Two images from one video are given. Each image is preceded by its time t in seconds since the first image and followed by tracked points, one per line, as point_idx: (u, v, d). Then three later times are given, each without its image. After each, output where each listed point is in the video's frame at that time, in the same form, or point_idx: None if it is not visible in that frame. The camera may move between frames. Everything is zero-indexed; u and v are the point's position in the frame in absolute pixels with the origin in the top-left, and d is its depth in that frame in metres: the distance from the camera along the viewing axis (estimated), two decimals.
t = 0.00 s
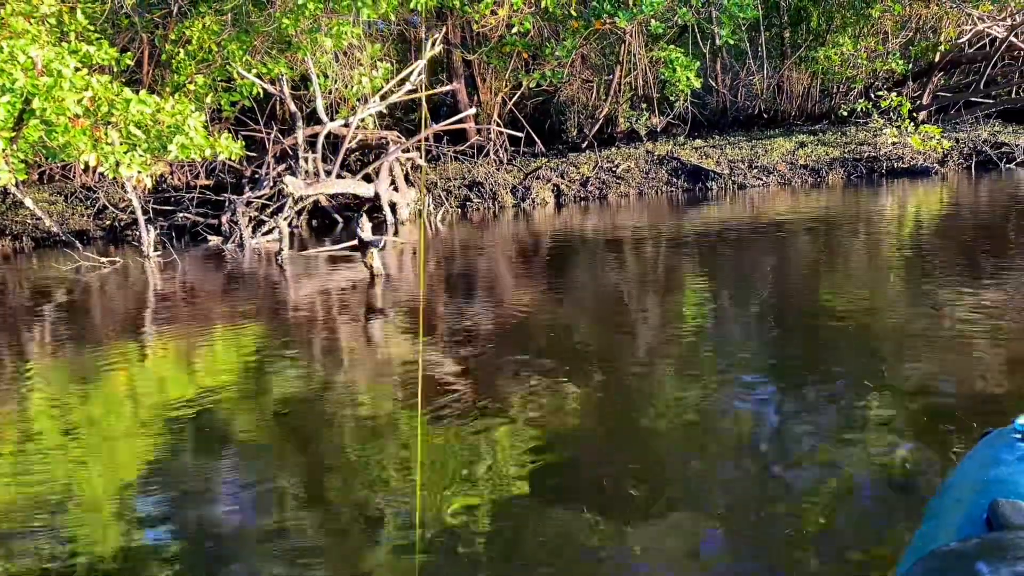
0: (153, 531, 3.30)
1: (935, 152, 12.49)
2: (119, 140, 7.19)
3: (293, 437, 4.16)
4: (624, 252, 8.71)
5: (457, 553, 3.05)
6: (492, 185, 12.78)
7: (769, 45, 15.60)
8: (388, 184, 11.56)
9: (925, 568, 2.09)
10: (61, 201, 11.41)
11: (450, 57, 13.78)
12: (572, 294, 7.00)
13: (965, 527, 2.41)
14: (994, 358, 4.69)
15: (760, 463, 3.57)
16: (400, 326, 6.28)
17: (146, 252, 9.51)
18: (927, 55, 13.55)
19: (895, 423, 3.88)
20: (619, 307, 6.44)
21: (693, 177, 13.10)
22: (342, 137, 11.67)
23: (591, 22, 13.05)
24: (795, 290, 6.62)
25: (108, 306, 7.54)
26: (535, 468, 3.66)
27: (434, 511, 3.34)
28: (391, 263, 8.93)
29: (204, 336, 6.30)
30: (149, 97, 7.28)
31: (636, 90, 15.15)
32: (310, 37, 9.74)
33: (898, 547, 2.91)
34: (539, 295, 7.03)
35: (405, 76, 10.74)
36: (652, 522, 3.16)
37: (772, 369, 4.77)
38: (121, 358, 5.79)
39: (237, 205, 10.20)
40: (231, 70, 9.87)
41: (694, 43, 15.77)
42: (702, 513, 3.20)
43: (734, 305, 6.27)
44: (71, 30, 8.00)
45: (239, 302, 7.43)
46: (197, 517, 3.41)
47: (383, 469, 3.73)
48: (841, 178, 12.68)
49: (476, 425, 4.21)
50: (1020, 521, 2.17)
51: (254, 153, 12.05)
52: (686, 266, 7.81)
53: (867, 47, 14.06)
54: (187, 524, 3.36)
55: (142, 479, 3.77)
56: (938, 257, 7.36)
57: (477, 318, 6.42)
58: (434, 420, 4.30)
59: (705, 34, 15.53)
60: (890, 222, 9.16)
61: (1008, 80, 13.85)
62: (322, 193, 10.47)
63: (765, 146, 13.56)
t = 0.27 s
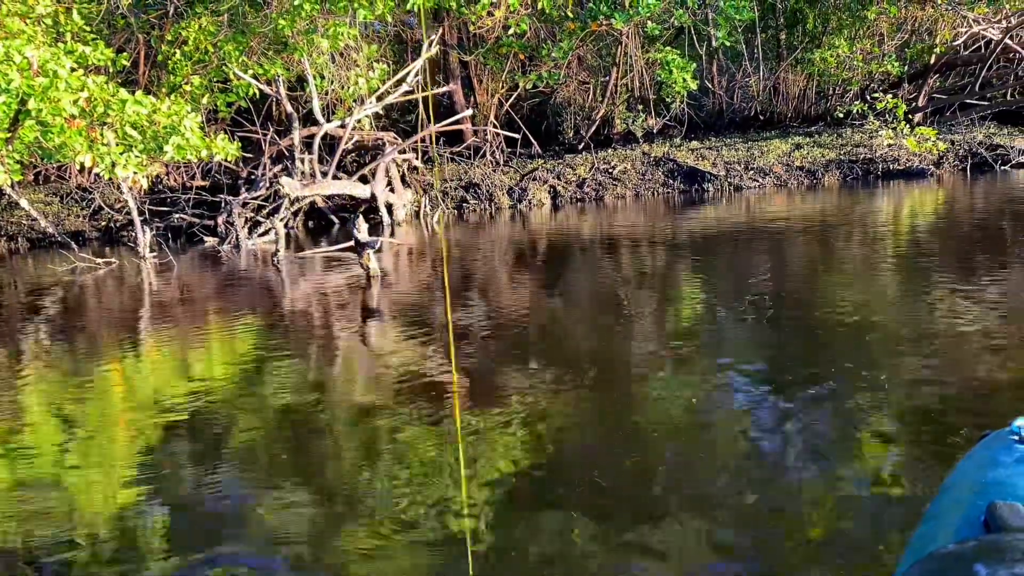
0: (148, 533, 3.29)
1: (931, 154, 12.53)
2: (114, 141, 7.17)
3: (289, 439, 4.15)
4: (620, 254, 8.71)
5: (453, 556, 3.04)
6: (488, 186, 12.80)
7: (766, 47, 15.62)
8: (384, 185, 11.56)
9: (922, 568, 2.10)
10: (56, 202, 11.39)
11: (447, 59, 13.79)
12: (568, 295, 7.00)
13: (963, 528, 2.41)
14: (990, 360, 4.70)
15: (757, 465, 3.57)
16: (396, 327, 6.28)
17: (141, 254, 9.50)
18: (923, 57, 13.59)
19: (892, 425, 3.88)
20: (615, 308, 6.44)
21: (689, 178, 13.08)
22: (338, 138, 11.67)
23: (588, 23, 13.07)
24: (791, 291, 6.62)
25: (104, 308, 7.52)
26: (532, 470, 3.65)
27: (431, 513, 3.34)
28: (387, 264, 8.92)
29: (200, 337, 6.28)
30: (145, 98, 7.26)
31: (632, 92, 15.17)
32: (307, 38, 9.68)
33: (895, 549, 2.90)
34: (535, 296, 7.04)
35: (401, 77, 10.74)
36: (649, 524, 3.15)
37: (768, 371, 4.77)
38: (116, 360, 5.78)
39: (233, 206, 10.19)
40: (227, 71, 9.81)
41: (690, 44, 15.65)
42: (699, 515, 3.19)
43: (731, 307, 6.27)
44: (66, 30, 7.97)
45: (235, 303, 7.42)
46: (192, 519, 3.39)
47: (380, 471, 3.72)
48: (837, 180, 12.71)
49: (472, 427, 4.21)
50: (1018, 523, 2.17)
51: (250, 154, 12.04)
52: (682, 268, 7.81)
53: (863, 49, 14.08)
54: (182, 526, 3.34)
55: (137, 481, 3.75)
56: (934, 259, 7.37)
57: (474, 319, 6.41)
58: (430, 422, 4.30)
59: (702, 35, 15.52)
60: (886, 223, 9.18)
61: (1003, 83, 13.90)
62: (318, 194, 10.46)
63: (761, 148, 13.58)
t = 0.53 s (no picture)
0: (145, 532, 3.28)
1: (929, 156, 12.56)
2: (112, 138, 7.15)
3: (286, 437, 4.15)
4: (618, 254, 8.73)
5: (452, 554, 3.05)
6: (486, 186, 12.82)
7: (765, 48, 15.55)
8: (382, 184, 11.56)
9: (920, 569, 2.12)
10: (53, 199, 11.37)
11: (445, 58, 13.79)
12: (565, 295, 7.02)
13: (961, 529, 2.43)
14: (986, 361, 4.72)
15: (753, 466, 3.58)
16: (394, 326, 6.28)
17: (139, 251, 9.49)
18: (921, 59, 13.61)
19: (888, 426, 3.89)
20: (613, 308, 6.45)
21: (687, 179, 13.09)
22: (337, 136, 11.67)
23: (587, 24, 13.08)
24: (788, 292, 6.64)
25: (101, 305, 7.51)
26: (530, 469, 3.66)
27: (429, 512, 3.34)
28: (385, 264, 8.93)
29: (198, 335, 6.28)
30: (143, 95, 7.24)
31: (631, 92, 15.16)
32: (307, 37, 9.65)
33: (893, 549, 2.92)
34: (532, 296, 7.05)
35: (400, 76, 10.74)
36: (646, 523, 3.16)
37: (765, 371, 4.78)
38: (113, 357, 5.78)
39: (231, 204, 10.18)
40: (226, 68, 9.77)
41: (687, 46, 15.47)
42: (696, 515, 3.20)
43: (728, 307, 6.29)
44: (64, 27, 7.94)
45: (233, 301, 7.41)
46: (190, 517, 3.39)
47: (377, 470, 3.73)
48: (834, 182, 12.74)
49: (470, 426, 4.21)
50: (1018, 525, 2.18)
51: (248, 152, 12.03)
52: (680, 268, 7.83)
53: (862, 51, 14.06)
54: (179, 524, 3.34)
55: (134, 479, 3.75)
56: (931, 260, 7.40)
57: (471, 318, 6.41)
58: (428, 421, 4.30)
59: (701, 36, 15.43)
60: (883, 225, 9.20)
61: (1001, 86, 13.94)
62: (316, 193, 10.46)
63: (759, 149, 13.58)
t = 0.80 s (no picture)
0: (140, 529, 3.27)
1: (928, 159, 12.57)
2: (111, 133, 7.15)
3: (283, 434, 4.14)
4: (616, 253, 8.74)
5: (447, 553, 3.05)
6: (484, 184, 12.87)
7: (765, 49, 15.58)
8: (382, 182, 11.57)
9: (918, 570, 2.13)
10: (52, 193, 11.36)
11: (446, 55, 13.80)
12: (563, 294, 7.03)
13: (959, 529, 2.44)
14: (983, 364, 4.73)
15: (749, 467, 3.59)
16: (391, 323, 6.29)
17: (138, 246, 9.50)
18: (921, 62, 13.63)
19: (885, 428, 3.90)
20: (611, 307, 6.46)
21: (687, 179, 13.09)
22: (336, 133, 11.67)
23: (587, 23, 13.08)
24: (786, 293, 6.65)
25: (99, 300, 7.50)
26: (526, 467, 3.66)
27: (426, 510, 3.34)
28: (384, 261, 8.93)
29: (196, 331, 6.28)
30: (142, 90, 7.24)
31: (631, 92, 15.17)
32: (307, 33, 9.74)
33: (889, 551, 2.92)
34: (531, 294, 7.06)
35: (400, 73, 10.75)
36: (643, 523, 3.17)
37: (762, 372, 4.79)
38: (110, 352, 5.78)
39: (229, 200, 10.19)
40: (226, 64, 9.74)
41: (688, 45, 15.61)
42: (692, 515, 3.21)
43: (726, 308, 6.29)
44: (64, 22, 7.94)
45: (231, 297, 7.41)
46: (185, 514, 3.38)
47: (374, 467, 3.73)
48: (833, 183, 12.76)
49: (467, 424, 4.21)
50: (1015, 525, 2.19)
51: (247, 148, 12.03)
52: (678, 268, 7.84)
53: (862, 53, 14.06)
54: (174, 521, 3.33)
55: (130, 475, 3.74)
56: (928, 263, 7.41)
57: (469, 317, 6.41)
58: (425, 419, 4.30)
59: (701, 37, 15.50)
60: (882, 227, 9.22)
61: (1001, 89, 13.96)
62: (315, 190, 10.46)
63: (758, 149, 13.58)
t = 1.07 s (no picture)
0: (139, 523, 3.26)
1: (928, 161, 12.59)
2: (112, 126, 7.14)
3: (281, 430, 4.14)
4: (615, 252, 8.74)
5: (447, 550, 3.05)
6: (485, 182, 12.87)
7: (765, 50, 15.56)
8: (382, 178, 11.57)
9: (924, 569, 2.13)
10: (51, 186, 11.33)
11: (447, 52, 13.78)
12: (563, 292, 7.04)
13: (964, 529, 2.44)
14: (981, 366, 4.74)
15: (748, 466, 3.59)
16: (391, 320, 6.29)
17: (137, 240, 9.49)
18: (922, 64, 13.63)
19: (883, 429, 3.91)
20: (610, 306, 6.46)
21: (687, 179, 13.10)
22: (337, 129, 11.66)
23: (589, 22, 13.06)
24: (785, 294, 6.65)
25: (97, 294, 7.48)
26: (525, 465, 3.66)
27: (425, 507, 3.34)
28: (383, 257, 8.93)
29: (194, 325, 6.27)
30: (143, 83, 7.22)
31: (632, 91, 15.17)
32: (308, 28, 9.70)
33: (888, 551, 2.93)
34: (530, 293, 7.06)
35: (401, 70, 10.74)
36: (642, 521, 3.17)
37: (761, 372, 4.80)
38: (109, 346, 5.77)
39: (229, 195, 10.17)
40: (226, 58, 9.74)
41: (690, 45, 15.46)
42: (691, 513, 3.21)
43: (725, 308, 6.30)
44: (65, 14, 7.92)
45: (229, 292, 7.40)
46: (184, 509, 3.37)
47: (373, 463, 3.73)
48: (833, 184, 12.78)
49: (466, 421, 4.22)
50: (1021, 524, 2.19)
51: (247, 143, 12.01)
52: (677, 267, 7.85)
53: (864, 54, 14.04)
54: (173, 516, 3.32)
55: (128, 469, 3.73)
56: (927, 265, 7.42)
57: (468, 314, 6.41)
58: (423, 415, 4.30)
59: (702, 37, 15.52)
60: (881, 229, 9.23)
61: (1002, 92, 13.95)
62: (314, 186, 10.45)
63: (758, 150, 13.57)
